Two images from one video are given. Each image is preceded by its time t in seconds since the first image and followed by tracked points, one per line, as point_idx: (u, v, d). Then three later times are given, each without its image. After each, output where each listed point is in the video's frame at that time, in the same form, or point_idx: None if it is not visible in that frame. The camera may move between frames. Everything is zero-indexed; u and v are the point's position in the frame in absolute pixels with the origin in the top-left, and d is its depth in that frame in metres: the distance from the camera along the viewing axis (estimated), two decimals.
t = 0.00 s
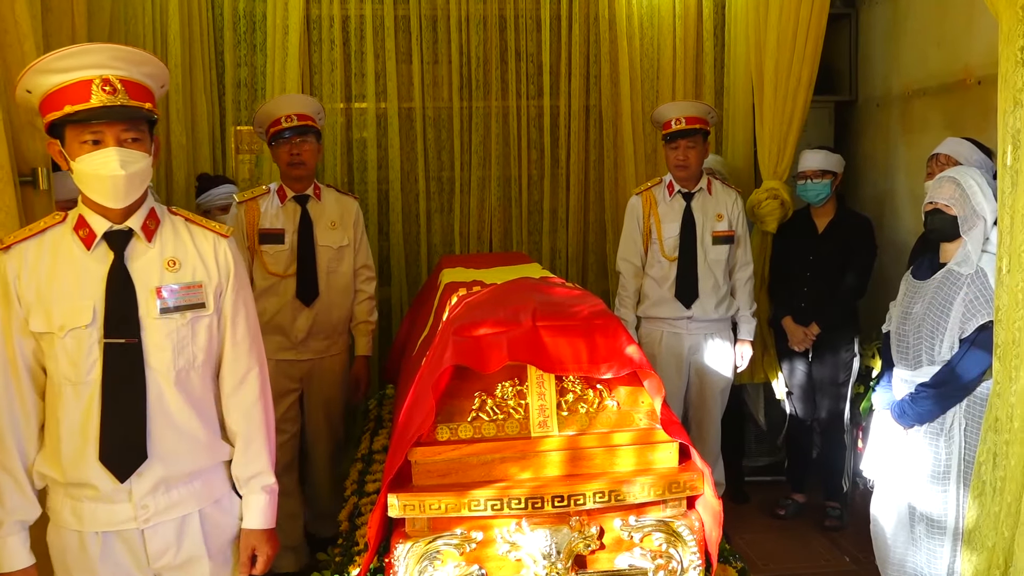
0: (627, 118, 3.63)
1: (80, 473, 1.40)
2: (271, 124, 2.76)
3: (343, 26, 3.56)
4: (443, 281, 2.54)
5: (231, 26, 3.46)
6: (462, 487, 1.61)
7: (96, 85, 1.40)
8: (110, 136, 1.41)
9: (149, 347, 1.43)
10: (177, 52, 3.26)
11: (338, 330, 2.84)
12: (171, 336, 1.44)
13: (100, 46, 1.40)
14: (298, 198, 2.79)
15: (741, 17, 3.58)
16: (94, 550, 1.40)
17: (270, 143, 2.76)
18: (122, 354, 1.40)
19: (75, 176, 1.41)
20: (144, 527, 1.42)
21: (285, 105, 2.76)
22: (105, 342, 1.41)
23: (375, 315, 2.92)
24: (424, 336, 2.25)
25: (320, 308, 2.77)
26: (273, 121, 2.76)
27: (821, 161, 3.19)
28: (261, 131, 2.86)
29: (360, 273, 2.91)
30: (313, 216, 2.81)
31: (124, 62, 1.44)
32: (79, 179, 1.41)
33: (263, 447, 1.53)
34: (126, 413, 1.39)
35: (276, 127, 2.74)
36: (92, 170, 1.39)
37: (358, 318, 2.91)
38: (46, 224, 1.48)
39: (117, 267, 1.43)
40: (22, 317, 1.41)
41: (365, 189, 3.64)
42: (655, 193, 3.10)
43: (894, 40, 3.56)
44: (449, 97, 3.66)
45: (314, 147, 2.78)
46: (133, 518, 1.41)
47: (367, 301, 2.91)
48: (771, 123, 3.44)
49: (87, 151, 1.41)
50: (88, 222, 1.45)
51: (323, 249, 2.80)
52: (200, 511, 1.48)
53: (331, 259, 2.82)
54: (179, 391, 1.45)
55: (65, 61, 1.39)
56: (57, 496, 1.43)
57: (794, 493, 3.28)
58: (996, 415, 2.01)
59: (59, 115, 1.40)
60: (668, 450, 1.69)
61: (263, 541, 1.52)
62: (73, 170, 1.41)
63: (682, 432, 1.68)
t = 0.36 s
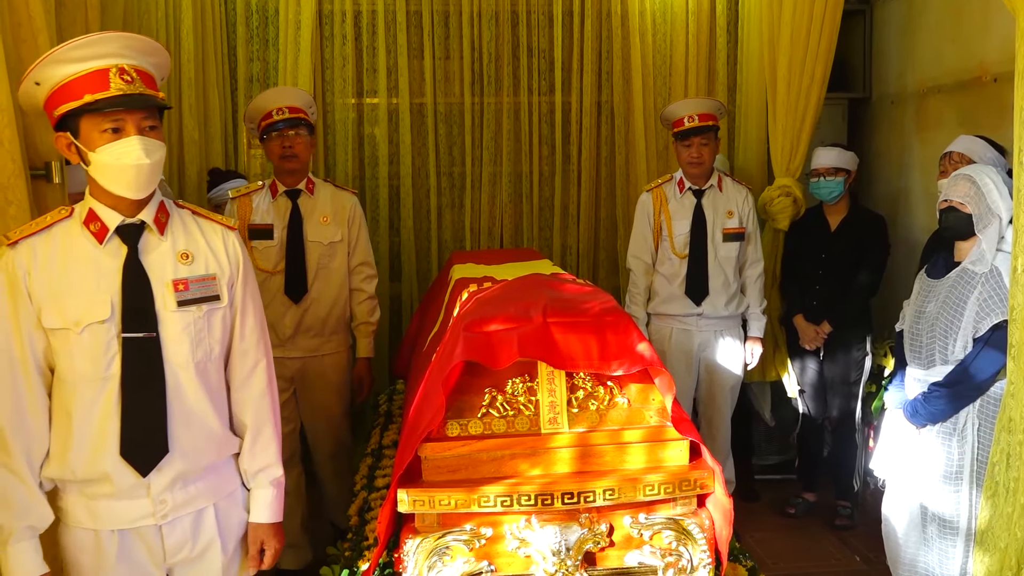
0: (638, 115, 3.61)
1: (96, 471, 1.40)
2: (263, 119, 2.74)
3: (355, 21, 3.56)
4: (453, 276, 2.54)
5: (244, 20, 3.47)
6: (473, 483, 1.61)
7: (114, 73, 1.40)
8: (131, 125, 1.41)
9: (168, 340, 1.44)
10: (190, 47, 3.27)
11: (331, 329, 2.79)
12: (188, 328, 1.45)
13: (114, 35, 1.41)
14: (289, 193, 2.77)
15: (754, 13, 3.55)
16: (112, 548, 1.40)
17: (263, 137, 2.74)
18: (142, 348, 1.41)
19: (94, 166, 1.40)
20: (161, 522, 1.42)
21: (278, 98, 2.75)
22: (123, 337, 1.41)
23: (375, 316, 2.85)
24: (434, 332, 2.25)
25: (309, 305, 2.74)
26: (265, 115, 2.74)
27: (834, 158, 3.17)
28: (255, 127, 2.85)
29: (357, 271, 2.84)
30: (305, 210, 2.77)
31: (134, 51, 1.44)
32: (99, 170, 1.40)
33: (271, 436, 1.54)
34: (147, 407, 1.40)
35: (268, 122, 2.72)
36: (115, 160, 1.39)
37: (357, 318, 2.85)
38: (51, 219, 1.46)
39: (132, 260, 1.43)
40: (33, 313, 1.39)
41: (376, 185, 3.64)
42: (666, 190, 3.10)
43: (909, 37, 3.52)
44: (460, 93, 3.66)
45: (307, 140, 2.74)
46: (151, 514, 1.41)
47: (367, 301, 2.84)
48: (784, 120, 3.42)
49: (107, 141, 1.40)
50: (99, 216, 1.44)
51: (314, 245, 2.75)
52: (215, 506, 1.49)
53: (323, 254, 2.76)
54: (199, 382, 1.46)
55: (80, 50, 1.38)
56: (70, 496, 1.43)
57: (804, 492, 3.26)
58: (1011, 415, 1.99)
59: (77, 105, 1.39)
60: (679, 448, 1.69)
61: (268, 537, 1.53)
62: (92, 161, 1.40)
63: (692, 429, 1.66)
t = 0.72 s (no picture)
0: (652, 110, 3.59)
1: (124, 460, 1.39)
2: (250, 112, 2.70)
3: (368, 15, 3.55)
4: (465, 271, 2.54)
5: (258, 14, 3.47)
6: (483, 478, 1.61)
7: (149, 62, 1.43)
8: (166, 111, 1.44)
9: (194, 330, 1.45)
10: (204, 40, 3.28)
11: (326, 325, 2.79)
12: (214, 318, 1.46)
13: (148, 26, 1.45)
14: (279, 188, 2.75)
15: (770, 7, 3.52)
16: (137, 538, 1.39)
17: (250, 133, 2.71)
18: (170, 337, 1.42)
19: (129, 153, 1.40)
20: (184, 511, 1.42)
21: (270, 90, 2.73)
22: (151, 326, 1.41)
23: (362, 310, 2.82)
24: (446, 327, 2.25)
25: (304, 301, 2.75)
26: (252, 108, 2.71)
27: (850, 154, 3.14)
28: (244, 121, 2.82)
29: (348, 264, 2.84)
30: (295, 204, 2.76)
31: (163, 43, 1.49)
32: (135, 155, 1.40)
33: (287, 428, 1.58)
34: (176, 395, 1.41)
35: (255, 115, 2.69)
36: (152, 145, 1.40)
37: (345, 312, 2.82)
38: (71, 209, 1.44)
39: (158, 250, 1.44)
40: (60, 302, 1.37)
41: (388, 179, 3.64)
42: (672, 187, 3.07)
43: (926, 32, 3.49)
44: (473, 87, 3.65)
45: (295, 133, 2.72)
46: (176, 503, 1.42)
47: (355, 294, 2.83)
48: (799, 116, 3.40)
49: (143, 127, 1.42)
50: (125, 206, 1.44)
51: (307, 239, 2.75)
52: (234, 494, 1.51)
53: (315, 248, 2.76)
54: (224, 372, 1.47)
55: (117, 38, 1.42)
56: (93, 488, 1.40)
57: (816, 490, 3.25)
58: None
59: (115, 90, 1.41)
60: (690, 445, 1.68)
61: (291, 522, 1.56)
62: (127, 147, 1.40)
63: (704, 426, 1.65)
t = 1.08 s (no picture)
0: (667, 104, 3.57)
1: (138, 451, 1.39)
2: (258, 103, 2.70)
3: (383, 8, 3.55)
4: (479, 265, 2.53)
5: (273, 6, 3.47)
6: (496, 473, 1.61)
7: (167, 54, 1.43)
8: (184, 103, 1.44)
9: (209, 323, 1.45)
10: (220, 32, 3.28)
11: (338, 317, 2.79)
12: (227, 311, 1.47)
13: (166, 18, 1.45)
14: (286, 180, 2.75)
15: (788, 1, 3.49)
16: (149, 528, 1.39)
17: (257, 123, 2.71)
18: (184, 330, 1.42)
19: (149, 146, 1.40)
20: (198, 501, 1.43)
21: (275, 82, 2.72)
22: (166, 318, 1.42)
23: (378, 302, 2.86)
24: (459, 320, 2.24)
25: (315, 292, 2.75)
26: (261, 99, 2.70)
27: (869, 148, 3.10)
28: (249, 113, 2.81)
29: (360, 256, 2.85)
30: (304, 196, 2.76)
31: (179, 35, 1.49)
32: (156, 146, 1.40)
33: (299, 419, 1.59)
34: (192, 388, 1.41)
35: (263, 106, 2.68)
36: (171, 136, 1.40)
37: (361, 305, 2.86)
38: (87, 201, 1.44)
39: (174, 242, 1.44)
40: (77, 293, 1.38)
41: (403, 172, 3.64)
42: (680, 182, 3.04)
43: (947, 26, 3.44)
44: (488, 80, 3.64)
45: (302, 125, 2.72)
46: (189, 493, 1.42)
47: (370, 286, 2.85)
48: (816, 111, 3.36)
49: (161, 119, 1.42)
50: (141, 198, 1.45)
51: (316, 232, 2.75)
52: (247, 486, 1.51)
53: (324, 241, 2.76)
54: (238, 365, 1.48)
55: (135, 31, 1.42)
56: (105, 478, 1.40)
57: (830, 487, 3.22)
58: None
59: (134, 82, 1.41)
60: (705, 441, 1.67)
61: (301, 515, 1.58)
62: (146, 139, 1.41)
63: (719, 423, 1.66)
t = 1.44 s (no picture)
0: (685, 96, 3.54)
1: (132, 447, 1.40)
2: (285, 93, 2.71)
3: None
4: (493, 257, 2.52)
5: None
6: (509, 466, 1.60)
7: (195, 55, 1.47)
8: (209, 105, 1.48)
9: (200, 317, 1.46)
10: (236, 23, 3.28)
11: (358, 309, 2.79)
12: (221, 306, 1.48)
13: (196, 17, 1.48)
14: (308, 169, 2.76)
15: None
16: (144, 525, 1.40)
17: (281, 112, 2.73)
18: (178, 326, 1.43)
19: (177, 142, 1.42)
20: (193, 498, 1.44)
21: (302, 73, 2.73)
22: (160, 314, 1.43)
23: (398, 294, 2.84)
24: (473, 313, 2.24)
25: (336, 283, 2.74)
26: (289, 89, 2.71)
27: (890, 141, 3.07)
28: (273, 101, 2.81)
29: (380, 248, 2.83)
30: (327, 185, 2.77)
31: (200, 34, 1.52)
32: (181, 145, 1.42)
33: (302, 412, 1.58)
34: (186, 383, 1.42)
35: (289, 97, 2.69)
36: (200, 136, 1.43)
37: (380, 297, 2.85)
38: (77, 193, 1.44)
39: (169, 237, 1.45)
40: (67, 290, 1.38)
41: (417, 164, 3.63)
42: (697, 175, 3.02)
43: (968, 17, 3.39)
44: (504, 72, 3.62)
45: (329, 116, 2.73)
46: (183, 490, 1.43)
47: (389, 279, 2.84)
48: (835, 104, 3.31)
49: (190, 119, 1.45)
50: (135, 190, 1.46)
51: (339, 220, 2.75)
52: (245, 481, 1.52)
53: (346, 231, 2.76)
54: (232, 360, 1.48)
55: (173, 28, 1.43)
56: (100, 473, 1.42)
57: (845, 483, 3.20)
58: None
59: (168, 80, 1.43)
60: (720, 437, 1.66)
61: (307, 511, 1.57)
62: (172, 137, 1.43)
63: (734, 419, 1.62)
